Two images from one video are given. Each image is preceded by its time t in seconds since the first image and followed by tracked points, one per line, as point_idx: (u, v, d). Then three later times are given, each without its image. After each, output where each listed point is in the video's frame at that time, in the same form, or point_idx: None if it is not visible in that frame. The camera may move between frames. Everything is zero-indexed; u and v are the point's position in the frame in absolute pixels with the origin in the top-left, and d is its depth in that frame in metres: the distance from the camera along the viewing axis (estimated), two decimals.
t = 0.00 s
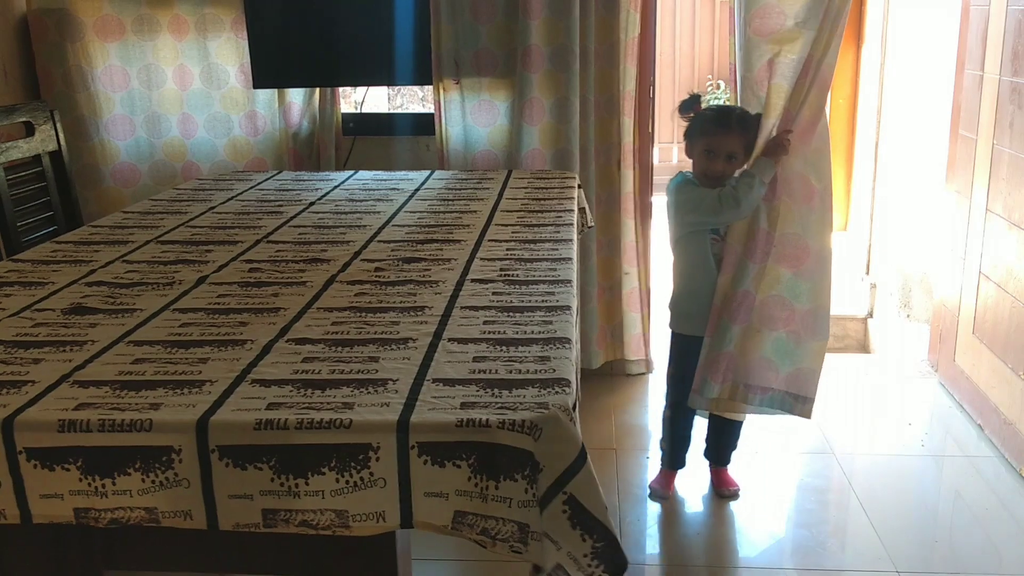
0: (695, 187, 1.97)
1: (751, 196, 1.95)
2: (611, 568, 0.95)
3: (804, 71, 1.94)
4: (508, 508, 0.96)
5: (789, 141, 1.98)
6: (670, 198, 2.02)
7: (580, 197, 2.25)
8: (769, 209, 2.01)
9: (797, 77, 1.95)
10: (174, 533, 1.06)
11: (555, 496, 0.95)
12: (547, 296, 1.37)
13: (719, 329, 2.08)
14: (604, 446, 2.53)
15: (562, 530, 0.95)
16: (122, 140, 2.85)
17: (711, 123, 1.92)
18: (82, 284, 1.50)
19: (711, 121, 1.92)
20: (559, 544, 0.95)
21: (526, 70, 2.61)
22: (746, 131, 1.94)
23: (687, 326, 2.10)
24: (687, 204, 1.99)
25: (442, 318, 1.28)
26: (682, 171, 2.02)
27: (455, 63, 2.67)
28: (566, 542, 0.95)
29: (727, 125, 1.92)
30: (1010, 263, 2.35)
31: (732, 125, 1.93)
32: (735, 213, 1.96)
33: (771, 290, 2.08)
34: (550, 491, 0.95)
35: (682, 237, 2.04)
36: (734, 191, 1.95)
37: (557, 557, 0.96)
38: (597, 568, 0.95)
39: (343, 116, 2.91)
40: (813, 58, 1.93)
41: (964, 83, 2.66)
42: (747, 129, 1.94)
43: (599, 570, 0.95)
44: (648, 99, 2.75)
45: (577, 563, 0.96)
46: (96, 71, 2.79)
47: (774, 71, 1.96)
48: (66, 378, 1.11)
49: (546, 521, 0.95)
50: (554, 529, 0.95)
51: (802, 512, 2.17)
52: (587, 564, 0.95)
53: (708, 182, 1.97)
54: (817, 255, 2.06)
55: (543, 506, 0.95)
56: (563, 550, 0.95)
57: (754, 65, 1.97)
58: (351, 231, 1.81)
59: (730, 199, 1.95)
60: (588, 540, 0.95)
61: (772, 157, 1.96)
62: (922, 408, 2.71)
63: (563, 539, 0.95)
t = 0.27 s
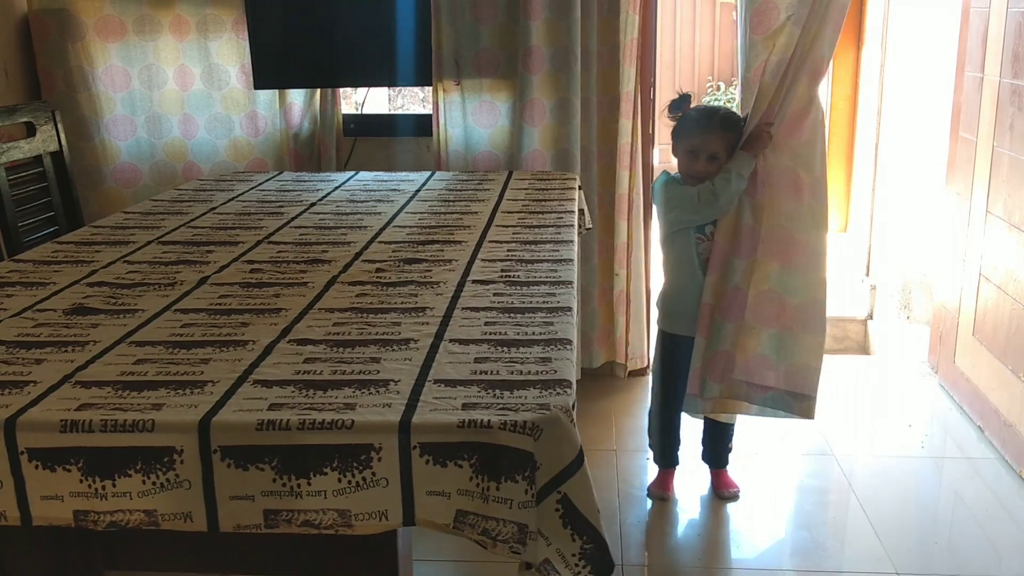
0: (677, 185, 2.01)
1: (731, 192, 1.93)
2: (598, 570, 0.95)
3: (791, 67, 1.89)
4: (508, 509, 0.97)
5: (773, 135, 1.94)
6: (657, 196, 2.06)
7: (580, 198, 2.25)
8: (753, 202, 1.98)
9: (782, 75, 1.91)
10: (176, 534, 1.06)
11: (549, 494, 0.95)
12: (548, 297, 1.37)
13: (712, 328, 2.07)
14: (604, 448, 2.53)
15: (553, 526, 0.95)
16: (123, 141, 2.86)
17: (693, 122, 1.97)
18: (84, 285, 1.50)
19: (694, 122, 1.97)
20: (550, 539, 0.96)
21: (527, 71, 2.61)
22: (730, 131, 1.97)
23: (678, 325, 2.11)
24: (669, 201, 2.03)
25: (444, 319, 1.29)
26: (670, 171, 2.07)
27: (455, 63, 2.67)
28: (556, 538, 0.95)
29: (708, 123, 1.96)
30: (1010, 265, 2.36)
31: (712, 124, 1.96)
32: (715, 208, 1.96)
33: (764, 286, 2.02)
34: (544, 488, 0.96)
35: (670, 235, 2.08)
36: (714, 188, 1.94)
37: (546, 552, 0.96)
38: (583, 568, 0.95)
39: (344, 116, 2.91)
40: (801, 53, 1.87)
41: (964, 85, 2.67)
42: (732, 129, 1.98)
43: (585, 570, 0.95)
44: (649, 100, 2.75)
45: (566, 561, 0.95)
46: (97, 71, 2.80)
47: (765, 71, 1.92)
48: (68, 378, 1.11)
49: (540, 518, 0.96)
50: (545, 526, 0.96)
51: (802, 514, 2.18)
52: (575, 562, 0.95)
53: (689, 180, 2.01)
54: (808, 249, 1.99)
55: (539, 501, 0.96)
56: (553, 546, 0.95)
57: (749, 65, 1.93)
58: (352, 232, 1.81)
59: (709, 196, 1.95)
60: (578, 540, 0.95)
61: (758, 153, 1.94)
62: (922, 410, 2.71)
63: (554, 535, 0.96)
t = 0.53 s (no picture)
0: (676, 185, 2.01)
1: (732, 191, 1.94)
2: (601, 569, 0.96)
3: (789, 67, 1.89)
4: (508, 508, 0.96)
5: (771, 135, 1.93)
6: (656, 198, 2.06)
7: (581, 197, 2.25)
8: (751, 201, 1.98)
9: (779, 77, 1.91)
10: (178, 531, 1.06)
11: (553, 493, 0.96)
12: (549, 297, 1.37)
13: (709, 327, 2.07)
14: (605, 448, 2.53)
15: (557, 525, 0.96)
16: (124, 140, 2.86)
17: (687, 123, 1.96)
18: (85, 283, 1.50)
19: (688, 121, 1.96)
20: (554, 539, 0.96)
21: (528, 72, 2.61)
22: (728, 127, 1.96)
23: (677, 325, 2.11)
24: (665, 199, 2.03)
25: (445, 318, 1.29)
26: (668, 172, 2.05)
27: (457, 64, 2.67)
28: (560, 539, 0.96)
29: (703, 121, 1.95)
30: (1011, 267, 2.36)
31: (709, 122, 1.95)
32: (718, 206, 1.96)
33: (761, 284, 2.02)
34: (547, 488, 0.96)
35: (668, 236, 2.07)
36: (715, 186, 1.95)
37: (550, 553, 0.96)
38: (588, 569, 0.96)
39: (345, 116, 2.91)
40: (799, 56, 1.87)
41: (966, 87, 2.67)
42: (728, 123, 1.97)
43: (589, 570, 0.96)
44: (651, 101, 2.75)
45: (571, 561, 0.96)
46: (98, 71, 2.80)
47: (763, 70, 1.92)
48: (70, 376, 1.11)
49: (543, 517, 0.96)
50: (548, 525, 0.96)
51: (802, 514, 2.18)
52: (579, 562, 0.96)
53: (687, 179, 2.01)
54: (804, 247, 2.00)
55: (542, 501, 0.96)
56: (558, 546, 0.96)
57: (748, 65, 1.94)
58: (354, 232, 1.81)
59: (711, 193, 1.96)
60: (581, 539, 0.95)
61: (754, 152, 1.94)
62: (922, 411, 2.71)
63: (557, 534, 0.96)
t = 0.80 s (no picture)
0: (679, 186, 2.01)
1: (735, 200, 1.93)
2: (605, 570, 0.96)
3: (792, 69, 1.89)
4: (512, 509, 0.97)
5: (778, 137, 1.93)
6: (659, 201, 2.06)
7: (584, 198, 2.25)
8: (753, 203, 1.98)
9: (784, 80, 1.91)
10: (182, 531, 1.06)
11: (556, 494, 0.96)
12: (552, 298, 1.37)
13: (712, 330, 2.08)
14: (607, 449, 2.53)
15: (560, 528, 0.96)
16: (128, 140, 2.86)
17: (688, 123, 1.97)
18: (89, 284, 1.51)
19: (692, 119, 1.96)
20: (557, 541, 0.96)
21: (531, 73, 2.62)
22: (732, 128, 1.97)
23: (680, 327, 2.11)
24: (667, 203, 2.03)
25: (448, 319, 1.29)
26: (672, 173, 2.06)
27: (459, 65, 2.67)
28: (564, 540, 0.96)
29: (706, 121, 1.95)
30: (1014, 268, 2.35)
31: (712, 121, 1.95)
32: (721, 213, 1.95)
33: (765, 286, 2.02)
34: (550, 489, 0.96)
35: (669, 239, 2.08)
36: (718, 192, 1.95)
37: (554, 554, 0.96)
38: (593, 570, 0.95)
39: (348, 117, 2.91)
40: (803, 58, 1.87)
41: (969, 88, 2.67)
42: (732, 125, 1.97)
43: (594, 571, 0.95)
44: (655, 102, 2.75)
45: (575, 562, 0.96)
46: (102, 71, 2.80)
47: (768, 73, 1.92)
48: (74, 376, 1.11)
49: (546, 519, 0.96)
50: (552, 526, 0.96)
51: (805, 516, 2.17)
52: (583, 563, 0.95)
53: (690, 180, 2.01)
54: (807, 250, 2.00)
55: (546, 502, 0.96)
56: (561, 548, 0.96)
57: (751, 67, 1.93)
58: (356, 232, 1.81)
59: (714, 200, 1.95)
60: (584, 540, 0.95)
61: (761, 155, 1.93)
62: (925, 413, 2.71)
63: (562, 536, 0.96)
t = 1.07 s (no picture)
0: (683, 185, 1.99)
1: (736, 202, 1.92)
2: (596, 571, 0.95)
3: (792, 68, 1.89)
4: (510, 509, 0.96)
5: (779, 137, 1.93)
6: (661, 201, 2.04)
7: (584, 199, 2.25)
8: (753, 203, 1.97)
9: (784, 79, 1.91)
10: (181, 531, 1.06)
11: (552, 493, 0.96)
12: (551, 298, 1.37)
13: (713, 330, 2.07)
14: (607, 450, 2.53)
15: (555, 526, 0.96)
16: (128, 140, 2.86)
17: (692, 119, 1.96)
18: (89, 284, 1.51)
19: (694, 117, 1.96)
20: (550, 538, 0.96)
21: (532, 73, 2.62)
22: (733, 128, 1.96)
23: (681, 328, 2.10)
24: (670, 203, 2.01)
25: (447, 319, 1.29)
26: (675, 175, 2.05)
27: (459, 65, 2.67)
28: (557, 538, 0.96)
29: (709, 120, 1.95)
30: (1015, 268, 2.35)
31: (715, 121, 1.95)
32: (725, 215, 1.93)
33: (766, 286, 2.03)
34: (547, 488, 0.96)
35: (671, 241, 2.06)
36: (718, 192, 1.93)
37: (548, 552, 0.97)
38: (584, 569, 0.95)
39: (348, 117, 2.91)
40: (804, 58, 1.87)
41: (970, 88, 2.67)
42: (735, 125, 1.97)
43: (585, 571, 0.95)
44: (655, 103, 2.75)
45: (566, 561, 0.96)
46: (102, 71, 2.80)
47: (766, 72, 1.92)
48: (73, 376, 1.11)
49: (542, 517, 0.96)
50: (547, 525, 0.97)
51: (805, 517, 2.17)
52: (574, 562, 0.96)
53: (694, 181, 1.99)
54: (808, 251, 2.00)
55: (542, 501, 0.96)
56: (554, 546, 0.96)
57: (751, 66, 1.93)
58: (356, 232, 1.81)
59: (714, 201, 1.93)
60: (578, 540, 0.95)
61: (763, 155, 1.93)
62: (926, 414, 2.71)
63: (555, 535, 0.96)
